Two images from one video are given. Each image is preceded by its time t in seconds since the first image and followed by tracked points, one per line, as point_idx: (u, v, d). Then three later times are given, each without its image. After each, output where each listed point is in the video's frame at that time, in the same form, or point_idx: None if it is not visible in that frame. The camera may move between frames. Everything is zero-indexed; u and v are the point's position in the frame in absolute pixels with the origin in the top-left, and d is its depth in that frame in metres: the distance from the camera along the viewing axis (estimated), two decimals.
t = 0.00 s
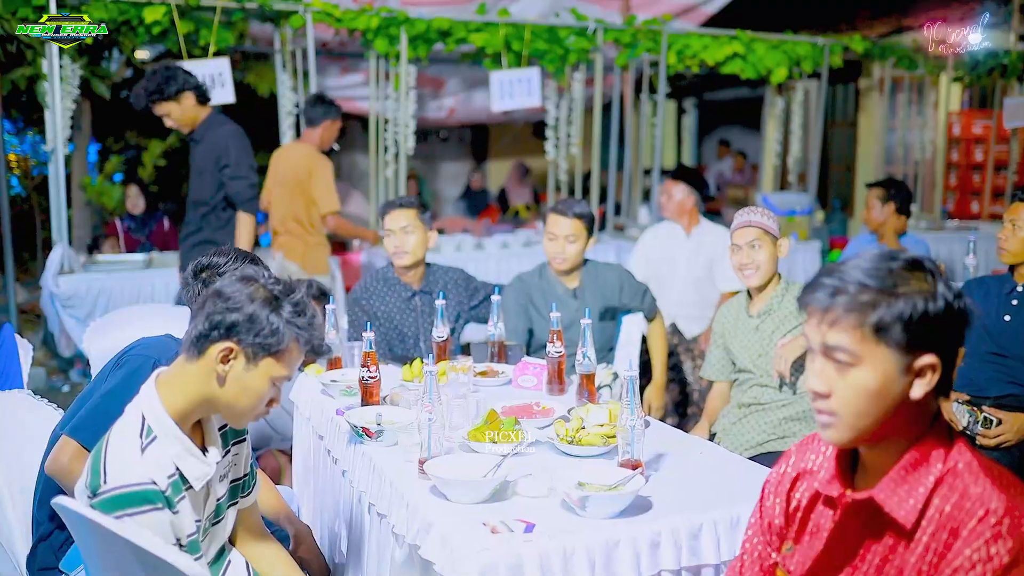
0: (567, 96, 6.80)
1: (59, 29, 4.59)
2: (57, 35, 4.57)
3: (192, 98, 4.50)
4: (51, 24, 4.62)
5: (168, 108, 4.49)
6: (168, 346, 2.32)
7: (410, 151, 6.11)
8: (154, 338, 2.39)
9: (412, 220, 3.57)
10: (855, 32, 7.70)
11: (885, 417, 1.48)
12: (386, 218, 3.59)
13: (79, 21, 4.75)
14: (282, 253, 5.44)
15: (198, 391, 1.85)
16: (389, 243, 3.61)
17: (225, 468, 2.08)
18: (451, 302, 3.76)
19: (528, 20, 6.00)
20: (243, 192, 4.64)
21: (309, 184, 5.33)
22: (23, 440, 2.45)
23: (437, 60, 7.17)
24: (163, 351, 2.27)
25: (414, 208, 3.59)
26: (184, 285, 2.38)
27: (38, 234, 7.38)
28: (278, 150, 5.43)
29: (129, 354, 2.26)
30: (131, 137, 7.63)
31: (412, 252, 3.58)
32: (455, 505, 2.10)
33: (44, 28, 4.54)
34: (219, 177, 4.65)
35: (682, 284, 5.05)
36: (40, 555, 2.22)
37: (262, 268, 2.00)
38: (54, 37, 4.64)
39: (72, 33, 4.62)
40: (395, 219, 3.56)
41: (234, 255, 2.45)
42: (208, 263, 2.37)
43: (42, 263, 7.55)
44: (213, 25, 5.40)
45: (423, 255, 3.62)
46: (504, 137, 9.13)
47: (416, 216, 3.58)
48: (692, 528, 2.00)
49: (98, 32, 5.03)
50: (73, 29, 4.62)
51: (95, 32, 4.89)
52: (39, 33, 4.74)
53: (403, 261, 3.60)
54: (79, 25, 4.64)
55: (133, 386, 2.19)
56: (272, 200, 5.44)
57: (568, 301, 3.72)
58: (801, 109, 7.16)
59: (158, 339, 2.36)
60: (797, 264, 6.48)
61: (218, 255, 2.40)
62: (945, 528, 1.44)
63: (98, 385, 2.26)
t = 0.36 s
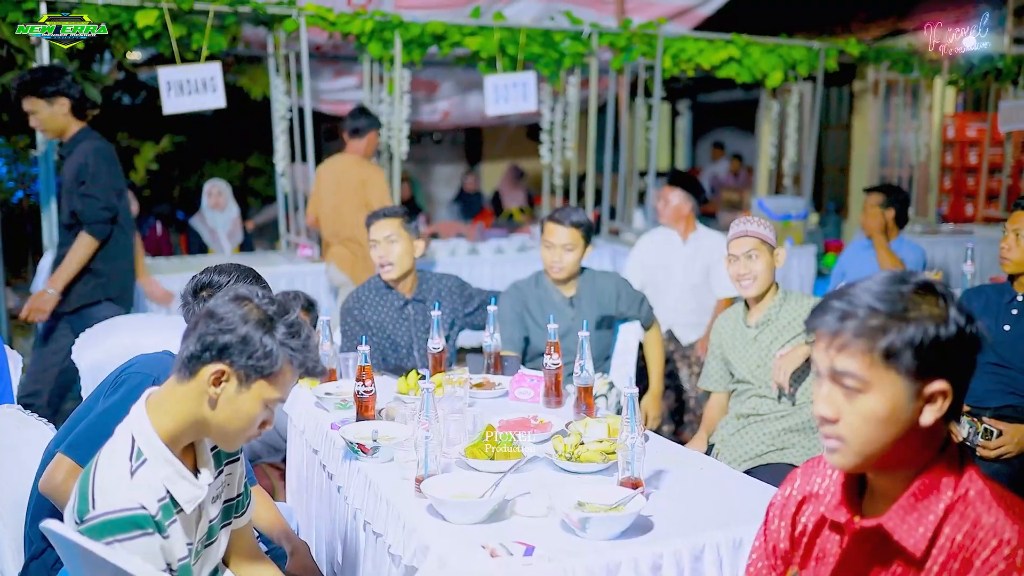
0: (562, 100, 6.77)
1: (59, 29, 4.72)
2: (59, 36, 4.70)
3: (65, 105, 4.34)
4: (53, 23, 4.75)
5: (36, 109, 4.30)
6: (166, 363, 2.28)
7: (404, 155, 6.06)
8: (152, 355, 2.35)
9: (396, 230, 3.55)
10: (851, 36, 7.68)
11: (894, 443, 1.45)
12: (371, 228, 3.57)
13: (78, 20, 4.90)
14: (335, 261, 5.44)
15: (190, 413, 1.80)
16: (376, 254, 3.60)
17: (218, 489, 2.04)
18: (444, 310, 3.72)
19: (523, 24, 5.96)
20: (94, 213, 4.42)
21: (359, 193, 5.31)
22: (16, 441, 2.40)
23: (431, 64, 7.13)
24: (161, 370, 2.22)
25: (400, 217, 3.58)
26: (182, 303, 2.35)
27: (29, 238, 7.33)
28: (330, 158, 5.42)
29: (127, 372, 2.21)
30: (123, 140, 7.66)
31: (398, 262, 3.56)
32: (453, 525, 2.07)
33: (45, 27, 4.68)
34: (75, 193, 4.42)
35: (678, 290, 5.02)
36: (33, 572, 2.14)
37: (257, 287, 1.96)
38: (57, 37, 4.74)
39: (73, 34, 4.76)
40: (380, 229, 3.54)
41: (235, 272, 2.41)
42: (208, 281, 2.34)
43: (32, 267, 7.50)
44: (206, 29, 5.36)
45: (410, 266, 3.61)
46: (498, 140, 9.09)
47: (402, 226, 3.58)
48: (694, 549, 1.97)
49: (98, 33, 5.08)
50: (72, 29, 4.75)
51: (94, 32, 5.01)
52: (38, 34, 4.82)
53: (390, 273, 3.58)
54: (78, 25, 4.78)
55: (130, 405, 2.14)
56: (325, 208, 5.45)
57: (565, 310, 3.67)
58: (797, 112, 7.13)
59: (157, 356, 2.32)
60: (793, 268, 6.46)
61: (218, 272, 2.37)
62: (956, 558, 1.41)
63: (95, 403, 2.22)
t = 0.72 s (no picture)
0: (548, 103, 6.74)
1: (59, 29, 4.68)
2: (58, 34, 4.68)
3: None
4: (53, 24, 4.73)
5: None
6: (153, 378, 2.24)
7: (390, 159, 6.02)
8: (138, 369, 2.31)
9: (366, 244, 3.45)
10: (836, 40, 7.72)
11: (892, 466, 1.44)
12: (339, 244, 3.46)
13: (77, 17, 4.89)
14: (396, 261, 5.73)
15: (176, 433, 1.76)
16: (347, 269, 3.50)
17: (205, 508, 2.01)
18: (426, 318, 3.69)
19: (509, 28, 5.93)
20: None
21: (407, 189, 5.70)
22: None
23: (416, 67, 7.11)
24: (148, 386, 2.18)
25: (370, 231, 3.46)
26: (170, 317, 2.32)
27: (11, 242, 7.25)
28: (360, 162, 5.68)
29: (114, 390, 2.17)
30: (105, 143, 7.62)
31: (371, 276, 3.48)
32: (445, 544, 2.04)
33: (46, 27, 4.65)
34: None
35: (665, 295, 5.02)
36: None
37: (243, 303, 1.92)
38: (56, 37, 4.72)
39: (73, 33, 4.72)
40: (348, 244, 3.43)
41: (222, 288, 2.38)
42: (196, 296, 2.31)
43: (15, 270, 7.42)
44: (190, 32, 5.30)
45: (382, 277, 3.52)
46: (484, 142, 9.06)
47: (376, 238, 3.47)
48: (688, 567, 1.96)
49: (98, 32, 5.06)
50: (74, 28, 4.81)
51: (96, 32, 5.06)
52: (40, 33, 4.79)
53: (363, 288, 3.50)
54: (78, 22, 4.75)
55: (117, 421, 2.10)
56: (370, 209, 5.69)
57: (553, 318, 3.63)
58: (782, 116, 7.13)
59: (144, 371, 2.28)
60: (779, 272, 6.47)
61: (206, 287, 2.34)
62: None
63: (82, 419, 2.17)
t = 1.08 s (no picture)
0: (534, 107, 6.74)
1: (60, 29, 4.85)
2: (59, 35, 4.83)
3: None
4: (53, 24, 4.85)
5: None
6: (139, 394, 2.21)
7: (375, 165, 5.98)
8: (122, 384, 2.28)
9: (348, 254, 3.44)
10: (820, 44, 7.76)
11: (884, 486, 1.44)
12: (321, 257, 3.45)
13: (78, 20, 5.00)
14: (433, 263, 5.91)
15: (161, 450, 1.74)
16: (331, 283, 3.47)
17: (191, 526, 1.98)
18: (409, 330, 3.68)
19: (495, 32, 5.91)
20: None
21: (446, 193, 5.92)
22: None
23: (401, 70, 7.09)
24: (134, 402, 2.15)
25: (350, 241, 3.47)
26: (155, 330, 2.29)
27: None
28: (396, 166, 5.82)
29: (99, 406, 2.14)
30: (87, 146, 7.58)
31: (356, 286, 3.46)
32: (433, 560, 2.02)
33: (46, 27, 4.80)
34: None
35: (651, 301, 5.02)
36: None
37: (223, 316, 1.90)
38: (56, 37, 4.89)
39: (72, 33, 4.89)
40: (330, 256, 3.42)
41: (208, 301, 2.36)
42: (181, 308, 2.29)
43: None
44: (173, 37, 5.26)
45: (367, 289, 3.50)
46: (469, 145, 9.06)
47: (356, 247, 3.47)
48: None
49: (98, 31, 5.07)
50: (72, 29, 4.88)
51: (95, 34, 5.10)
52: (39, 32, 4.90)
53: (350, 301, 3.48)
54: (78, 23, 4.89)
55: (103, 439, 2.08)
56: (412, 212, 5.82)
57: (540, 326, 3.61)
58: (767, 120, 7.16)
59: (128, 386, 2.25)
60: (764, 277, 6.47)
61: (191, 299, 2.33)
62: None
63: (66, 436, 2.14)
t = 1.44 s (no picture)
0: (523, 111, 6.73)
1: (60, 29, 4.86)
2: (60, 34, 4.82)
3: None
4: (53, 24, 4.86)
5: None
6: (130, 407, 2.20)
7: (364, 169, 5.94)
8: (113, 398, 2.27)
9: (349, 263, 3.40)
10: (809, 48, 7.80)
11: (875, 504, 1.44)
12: (322, 265, 3.41)
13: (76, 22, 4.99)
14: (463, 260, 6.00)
15: (140, 464, 1.72)
16: (331, 291, 3.45)
17: (179, 541, 1.97)
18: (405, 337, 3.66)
19: (484, 37, 5.90)
20: None
21: (471, 191, 6.03)
22: None
23: (390, 73, 7.08)
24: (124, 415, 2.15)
25: (352, 249, 3.44)
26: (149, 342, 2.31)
27: None
28: (424, 167, 5.90)
29: (89, 420, 2.13)
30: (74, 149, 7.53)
31: (357, 296, 3.44)
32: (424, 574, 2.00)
33: (47, 27, 4.80)
34: None
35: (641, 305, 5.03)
36: None
37: (203, 326, 1.89)
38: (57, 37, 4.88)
39: (72, 33, 4.91)
40: (331, 265, 3.39)
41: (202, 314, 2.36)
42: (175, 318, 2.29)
43: None
44: (161, 41, 5.24)
45: (367, 297, 3.48)
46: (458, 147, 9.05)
47: (358, 256, 3.43)
48: None
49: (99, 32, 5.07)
50: (72, 28, 4.86)
51: (96, 34, 5.11)
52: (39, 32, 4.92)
53: (349, 308, 3.45)
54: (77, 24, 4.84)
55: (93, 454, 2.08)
56: (442, 210, 5.91)
57: (531, 332, 3.60)
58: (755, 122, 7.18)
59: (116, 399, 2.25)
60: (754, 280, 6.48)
61: (182, 310, 2.34)
62: None
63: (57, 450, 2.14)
